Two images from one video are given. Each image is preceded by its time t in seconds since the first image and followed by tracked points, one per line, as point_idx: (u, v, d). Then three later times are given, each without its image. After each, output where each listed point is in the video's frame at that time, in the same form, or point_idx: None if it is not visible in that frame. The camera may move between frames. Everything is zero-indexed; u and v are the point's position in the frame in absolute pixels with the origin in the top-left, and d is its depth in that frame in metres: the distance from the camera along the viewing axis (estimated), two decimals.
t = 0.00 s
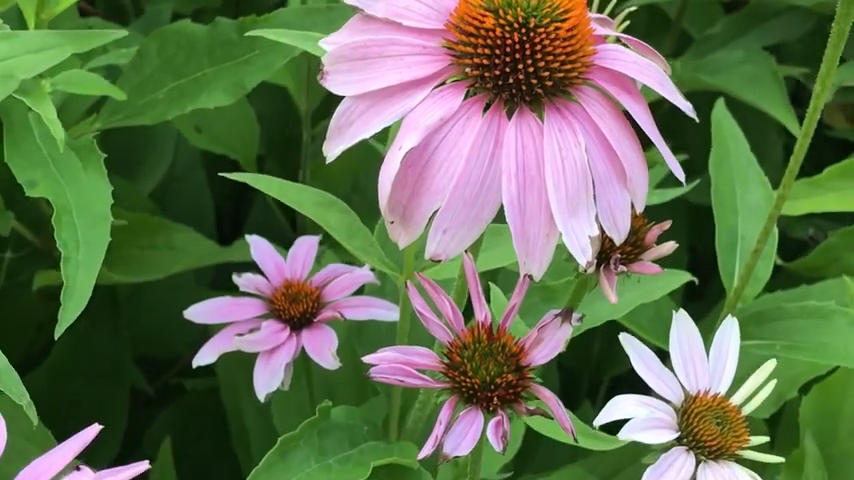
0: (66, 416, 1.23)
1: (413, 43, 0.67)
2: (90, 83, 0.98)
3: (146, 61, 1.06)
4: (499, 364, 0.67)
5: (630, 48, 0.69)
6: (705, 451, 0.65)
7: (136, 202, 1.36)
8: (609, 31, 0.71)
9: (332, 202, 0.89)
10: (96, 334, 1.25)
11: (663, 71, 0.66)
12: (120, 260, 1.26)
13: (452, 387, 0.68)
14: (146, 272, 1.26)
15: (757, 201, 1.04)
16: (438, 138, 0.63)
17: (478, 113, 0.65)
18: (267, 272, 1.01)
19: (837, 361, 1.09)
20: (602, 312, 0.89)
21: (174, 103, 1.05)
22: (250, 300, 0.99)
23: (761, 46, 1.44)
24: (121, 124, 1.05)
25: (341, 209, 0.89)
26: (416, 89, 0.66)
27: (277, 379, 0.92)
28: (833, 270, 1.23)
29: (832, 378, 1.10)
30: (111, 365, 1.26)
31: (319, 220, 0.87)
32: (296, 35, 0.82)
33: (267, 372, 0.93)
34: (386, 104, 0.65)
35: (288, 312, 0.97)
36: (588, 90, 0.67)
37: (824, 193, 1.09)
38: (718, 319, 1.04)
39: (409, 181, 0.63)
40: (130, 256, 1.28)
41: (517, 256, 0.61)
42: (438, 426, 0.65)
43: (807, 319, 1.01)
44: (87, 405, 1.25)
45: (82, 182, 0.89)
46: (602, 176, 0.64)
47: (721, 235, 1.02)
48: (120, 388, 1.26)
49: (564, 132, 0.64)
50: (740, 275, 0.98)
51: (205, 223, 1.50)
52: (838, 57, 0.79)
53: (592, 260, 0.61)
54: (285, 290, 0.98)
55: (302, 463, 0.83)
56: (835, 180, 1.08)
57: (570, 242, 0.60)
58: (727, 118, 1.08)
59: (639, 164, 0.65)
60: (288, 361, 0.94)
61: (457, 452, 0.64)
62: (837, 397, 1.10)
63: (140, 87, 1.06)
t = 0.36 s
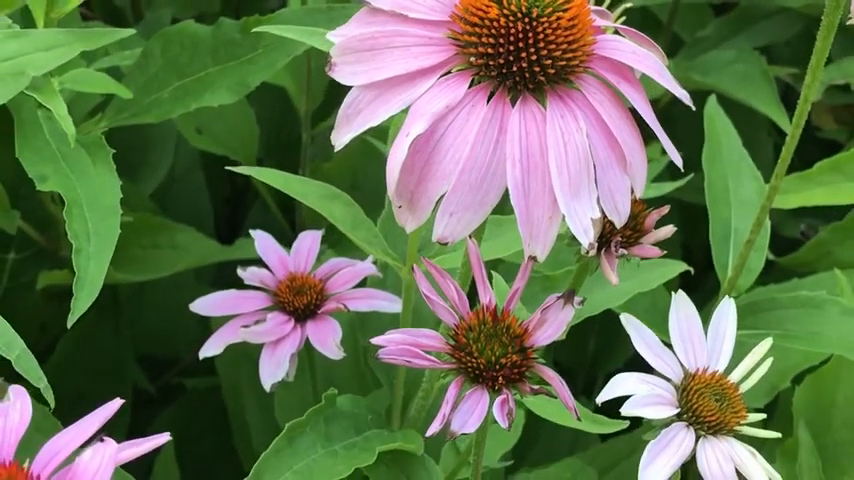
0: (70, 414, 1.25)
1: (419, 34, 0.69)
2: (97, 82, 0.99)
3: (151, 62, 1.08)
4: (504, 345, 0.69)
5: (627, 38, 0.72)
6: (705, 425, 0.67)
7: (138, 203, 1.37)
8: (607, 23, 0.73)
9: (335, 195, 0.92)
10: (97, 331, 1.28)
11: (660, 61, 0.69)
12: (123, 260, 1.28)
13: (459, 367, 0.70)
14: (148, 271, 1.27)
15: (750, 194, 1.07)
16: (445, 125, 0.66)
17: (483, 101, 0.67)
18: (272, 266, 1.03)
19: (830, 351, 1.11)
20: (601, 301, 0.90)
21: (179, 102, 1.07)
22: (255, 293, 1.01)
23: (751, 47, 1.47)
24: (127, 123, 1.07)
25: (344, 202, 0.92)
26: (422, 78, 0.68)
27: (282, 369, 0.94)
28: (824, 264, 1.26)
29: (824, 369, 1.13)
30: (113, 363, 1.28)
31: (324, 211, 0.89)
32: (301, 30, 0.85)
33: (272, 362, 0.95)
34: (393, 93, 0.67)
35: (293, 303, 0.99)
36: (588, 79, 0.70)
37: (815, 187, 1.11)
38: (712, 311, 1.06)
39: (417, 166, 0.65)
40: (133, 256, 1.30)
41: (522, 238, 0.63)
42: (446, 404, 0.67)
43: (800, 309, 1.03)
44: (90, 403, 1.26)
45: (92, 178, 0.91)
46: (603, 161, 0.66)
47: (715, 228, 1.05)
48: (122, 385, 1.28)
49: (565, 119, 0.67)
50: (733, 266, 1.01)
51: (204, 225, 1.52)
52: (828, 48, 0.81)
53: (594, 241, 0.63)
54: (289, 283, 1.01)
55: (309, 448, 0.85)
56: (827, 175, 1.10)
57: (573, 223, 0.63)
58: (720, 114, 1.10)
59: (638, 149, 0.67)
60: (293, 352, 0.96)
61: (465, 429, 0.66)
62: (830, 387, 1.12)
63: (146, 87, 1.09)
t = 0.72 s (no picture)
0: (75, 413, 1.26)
1: (426, 26, 0.71)
2: (103, 80, 1.00)
3: (154, 60, 1.09)
4: (513, 329, 0.71)
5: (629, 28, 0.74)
6: (710, 405, 0.68)
7: (140, 202, 1.38)
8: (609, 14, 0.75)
9: (342, 188, 0.93)
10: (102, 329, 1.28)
11: (662, 50, 0.70)
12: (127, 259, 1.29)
13: (468, 352, 0.71)
14: (153, 269, 1.28)
15: (747, 185, 1.09)
16: (453, 114, 0.67)
17: (489, 91, 0.69)
18: (277, 260, 1.04)
19: (828, 339, 1.13)
20: (605, 290, 0.92)
21: (184, 99, 1.08)
22: (261, 287, 1.02)
23: (744, 43, 1.49)
24: (132, 121, 1.08)
25: (351, 195, 0.93)
26: (430, 69, 0.69)
27: (291, 361, 0.95)
28: (819, 255, 1.28)
29: (822, 357, 1.14)
30: (118, 362, 1.29)
31: (330, 204, 0.90)
32: (304, 26, 0.87)
33: (280, 355, 0.97)
34: (401, 83, 0.69)
35: (299, 296, 1.00)
36: (592, 69, 0.72)
37: (811, 178, 1.13)
38: (711, 299, 1.07)
39: (426, 155, 0.66)
40: (137, 255, 1.31)
41: (530, 224, 0.65)
42: (456, 388, 0.69)
43: (798, 296, 1.05)
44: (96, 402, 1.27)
45: (102, 173, 0.92)
46: (608, 148, 0.68)
47: (714, 218, 1.06)
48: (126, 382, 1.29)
49: (571, 107, 0.68)
50: (732, 255, 1.02)
51: (205, 225, 1.53)
52: (824, 39, 0.83)
53: (600, 225, 0.64)
54: (295, 276, 1.02)
55: (319, 437, 0.86)
56: (822, 165, 1.12)
57: (580, 208, 0.64)
58: (717, 106, 1.12)
59: (642, 136, 0.69)
60: (301, 344, 0.97)
61: (475, 412, 0.67)
62: (828, 375, 1.14)
63: (150, 85, 1.09)
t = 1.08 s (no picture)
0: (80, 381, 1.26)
1: None
2: (103, 41, 1.00)
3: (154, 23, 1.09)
4: (518, 273, 0.71)
5: None
6: (716, 344, 0.68)
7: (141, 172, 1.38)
8: None
9: (344, 144, 0.93)
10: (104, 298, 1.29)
11: None
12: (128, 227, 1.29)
13: (474, 296, 0.71)
14: (154, 237, 1.28)
15: (749, 141, 1.09)
16: (457, 55, 0.67)
17: (493, 32, 0.69)
18: (280, 221, 1.04)
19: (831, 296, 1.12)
20: (608, 244, 0.91)
21: (184, 61, 1.08)
22: (264, 247, 1.02)
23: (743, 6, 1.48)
24: (133, 84, 1.08)
25: (353, 151, 0.93)
26: (433, 11, 0.69)
27: (295, 319, 0.95)
28: (820, 215, 1.28)
29: (825, 315, 1.14)
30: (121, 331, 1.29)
31: (333, 159, 0.90)
32: None
33: (284, 313, 0.97)
34: (404, 27, 0.68)
35: (302, 256, 1.00)
36: (596, 11, 0.71)
37: (813, 134, 1.12)
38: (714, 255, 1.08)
39: (430, 96, 0.66)
40: (138, 224, 1.31)
41: (535, 163, 0.64)
42: (463, 331, 0.69)
43: (800, 252, 1.05)
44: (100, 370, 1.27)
45: (104, 132, 0.92)
46: (613, 88, 0.68)
47: (716, 173, 1.07)
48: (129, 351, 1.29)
49: (575, 48, 0.68)
50: (734, 209, 1.03)
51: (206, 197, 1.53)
52: None
53: (606, 163, 0.64)
54: (298, 236, 1.02)
55: (325, 391, 0.87)
56: (823, 122, 1.12)
57: (586, 147, 0.64)
58: (718, 62, 1.11)
59: (646, 78, 0.69)
60: (305, 302, 0.97)
61: (482, 355, 0.68)
62: (831, 332, 1.13)
63: (150, 48, 1.09)
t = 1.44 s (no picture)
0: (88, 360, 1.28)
1: None
2: (111, 23, 1.01)
3: (160, 5, 1.10)
4: (521, 246, 0.72)
5: None
6: (714, 314, 0.70)
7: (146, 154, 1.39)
8: None
9: (349, 123, 0.94)
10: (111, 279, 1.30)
11: None
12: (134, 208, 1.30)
13: (477, 269, 0.73)
14: (160, 218, 1.30)
15: (747, 121, 1.10)
16: (461, 32, 0.68)
17: (496, 9, 0.70)
18: (286, 200, 1.06)
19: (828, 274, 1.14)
20: (607, 221, 0.93)
21: (191, 43, 1.09)
22: (271, 225, 1.04)
23: None
24: (139, 66, 1.09)
25: (357, 130, 0.94)
26: None
27: (301, 295, 0.97)
28: (817, 195, 1.30)
29: (822, 292, 1.16)
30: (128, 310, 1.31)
31: (337, 137, 0.92)
32: None
33: (291, 289, 0.99)
34: (409, 5, 0.70)
35: (308, 234, 1.02)
36: None
37: (810, 114, 1.14)
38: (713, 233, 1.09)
39: (435, 72, 0.67)
40: (144, 205, 1.32)
41: (538, 138, 0.66)
42: (467, 302, 0.70)
43: (797, 230, 1.07)
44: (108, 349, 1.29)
45: (113, 110, 0.93)
46: (613, 65, 0.69)
47: (714, 152, 1.08)
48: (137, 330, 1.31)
49: (576, 25, 0.70)
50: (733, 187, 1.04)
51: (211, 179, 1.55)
52: None
53: (607, 138, 0.66)
54: (304, 214, 1.04)
55: (331, 364, 0.89)
56: (820, 102, 1.13)
57: (588, 121, 0.65)
58: (716, 44, 1.12)
59: (645, 56, 0.71)
60: (310, 279, 0.99)
61: (486, 325, 0.69)
62: (827, 309, 1.15)
63: (156, 30, 1.10)
